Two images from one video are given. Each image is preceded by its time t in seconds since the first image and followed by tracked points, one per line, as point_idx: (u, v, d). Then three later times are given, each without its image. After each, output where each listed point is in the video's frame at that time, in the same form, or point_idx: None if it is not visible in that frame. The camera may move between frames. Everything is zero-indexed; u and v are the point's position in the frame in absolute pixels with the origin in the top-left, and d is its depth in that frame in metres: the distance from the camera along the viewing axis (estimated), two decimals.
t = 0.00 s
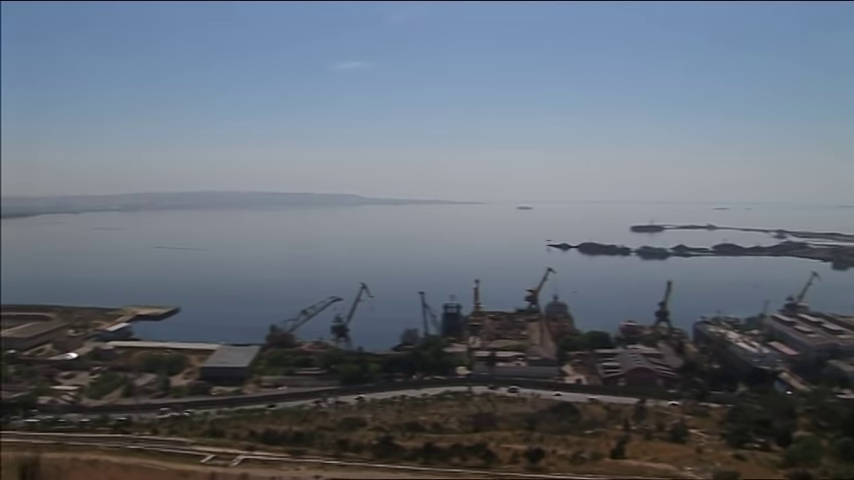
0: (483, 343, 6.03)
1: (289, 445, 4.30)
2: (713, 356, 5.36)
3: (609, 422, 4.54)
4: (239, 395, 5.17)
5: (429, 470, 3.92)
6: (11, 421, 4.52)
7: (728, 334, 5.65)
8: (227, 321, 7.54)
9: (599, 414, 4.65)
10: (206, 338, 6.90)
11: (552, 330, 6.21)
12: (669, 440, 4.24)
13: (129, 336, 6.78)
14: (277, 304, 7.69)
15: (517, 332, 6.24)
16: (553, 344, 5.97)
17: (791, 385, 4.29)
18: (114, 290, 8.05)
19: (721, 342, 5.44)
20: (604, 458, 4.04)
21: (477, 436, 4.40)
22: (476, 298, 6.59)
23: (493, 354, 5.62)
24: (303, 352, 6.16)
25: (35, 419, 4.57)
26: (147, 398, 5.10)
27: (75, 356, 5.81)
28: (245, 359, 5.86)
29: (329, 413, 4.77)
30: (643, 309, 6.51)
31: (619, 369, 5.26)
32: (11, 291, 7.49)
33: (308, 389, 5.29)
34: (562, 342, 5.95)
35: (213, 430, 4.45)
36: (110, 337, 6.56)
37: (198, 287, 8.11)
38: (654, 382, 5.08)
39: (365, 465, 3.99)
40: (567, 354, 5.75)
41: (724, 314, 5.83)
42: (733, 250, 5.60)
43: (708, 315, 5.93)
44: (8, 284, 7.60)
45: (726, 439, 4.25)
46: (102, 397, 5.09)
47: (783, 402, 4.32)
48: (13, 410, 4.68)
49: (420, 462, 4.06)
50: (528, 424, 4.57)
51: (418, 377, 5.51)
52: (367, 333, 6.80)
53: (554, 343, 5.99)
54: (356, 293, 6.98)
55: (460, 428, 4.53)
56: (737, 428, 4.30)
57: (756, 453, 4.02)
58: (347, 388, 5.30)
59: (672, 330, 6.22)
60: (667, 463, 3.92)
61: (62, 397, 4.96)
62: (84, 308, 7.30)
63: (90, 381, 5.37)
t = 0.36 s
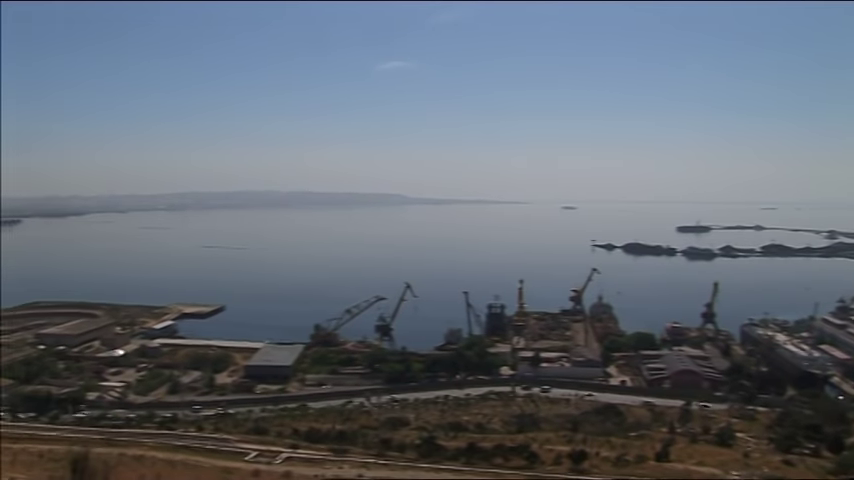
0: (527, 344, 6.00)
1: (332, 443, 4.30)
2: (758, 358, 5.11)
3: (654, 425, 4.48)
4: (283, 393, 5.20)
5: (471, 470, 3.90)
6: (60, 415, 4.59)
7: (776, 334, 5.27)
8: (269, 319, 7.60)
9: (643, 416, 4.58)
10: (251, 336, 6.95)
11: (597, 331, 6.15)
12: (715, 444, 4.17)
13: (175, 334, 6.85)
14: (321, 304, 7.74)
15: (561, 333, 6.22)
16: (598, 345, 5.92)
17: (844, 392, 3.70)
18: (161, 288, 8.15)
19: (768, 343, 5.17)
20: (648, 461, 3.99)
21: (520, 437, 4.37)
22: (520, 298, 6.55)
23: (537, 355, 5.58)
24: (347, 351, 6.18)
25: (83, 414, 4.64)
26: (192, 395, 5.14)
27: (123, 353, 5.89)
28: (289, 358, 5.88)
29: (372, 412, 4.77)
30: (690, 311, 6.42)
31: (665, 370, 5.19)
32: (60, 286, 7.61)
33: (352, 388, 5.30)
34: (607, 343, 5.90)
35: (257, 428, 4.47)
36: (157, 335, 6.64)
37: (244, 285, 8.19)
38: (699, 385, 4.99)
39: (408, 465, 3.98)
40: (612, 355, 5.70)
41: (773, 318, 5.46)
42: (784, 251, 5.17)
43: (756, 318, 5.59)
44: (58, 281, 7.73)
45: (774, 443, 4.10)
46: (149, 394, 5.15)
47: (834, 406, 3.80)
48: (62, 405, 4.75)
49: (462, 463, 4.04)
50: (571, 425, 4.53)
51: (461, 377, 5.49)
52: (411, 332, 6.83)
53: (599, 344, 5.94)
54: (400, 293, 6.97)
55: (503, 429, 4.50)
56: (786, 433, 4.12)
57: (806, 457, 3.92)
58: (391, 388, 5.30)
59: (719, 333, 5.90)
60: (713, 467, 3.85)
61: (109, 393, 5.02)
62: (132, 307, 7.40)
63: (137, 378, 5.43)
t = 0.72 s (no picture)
0: (569, 345, 5.97)
1: (373, 442, 4.31)
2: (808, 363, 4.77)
3: (697, 428, 4.42)
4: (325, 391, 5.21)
5: (512, 471, 3.88)
6: (106, 411, 4.65)
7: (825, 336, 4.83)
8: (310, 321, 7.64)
9: (686, 419, 4.53)
10: (293, 335, 6.99)
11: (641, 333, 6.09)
12: (761, 448, 4.10)
13: (218, 332, 6.91)
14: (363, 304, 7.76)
15: (604, 334, 6.17)
16: (641, 347, 5.87)
17: None
18: (204, 286, 8.22)
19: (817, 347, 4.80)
20: (692, 465, 3.94)
21: (561, 438, 4.34)
22: (562, 298, 6.67)
23: (580, 356, 5.54)
24: (388, 350, 6.18)
25: (129, 410, 4.70)
26: (235, 393, 5.18)
27: (167, 350, 5.94)
28: (331, 357, 5.91)
29: (413, 412, 4.76)
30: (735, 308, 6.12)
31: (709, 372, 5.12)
32: (105, 285, 7.71)
33: (393, 388, 5.30)
34: (650, 344, 5.85)
35: (298, 426, 4.49)
36: (200, 332, 6.70)
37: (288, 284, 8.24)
38: (744, 388, 4.80)
39: (449, 464, 3.97)
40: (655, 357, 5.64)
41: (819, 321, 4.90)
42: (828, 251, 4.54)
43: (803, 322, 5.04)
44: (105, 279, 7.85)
45: (825, 451, 3.86)
46: (192, 391, 5.19)
47: None
48: (108, 401, 4.81)
49: (504, 463, 4.03)
50: (613, 427, 4.49)
51: (503, 377, 5.48)
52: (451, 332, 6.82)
53: (642, 346, 5.88)
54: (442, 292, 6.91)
55: (545, 430, 4.47)
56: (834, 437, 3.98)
57: None
58: (433, 388, 5.30)
59: (764, 336, 5.53)
60: (759, 471, 3.80)
61: (153, 390, 5.07)
62: (177, 305, 7.48)
63: (180, 375, 5.48)
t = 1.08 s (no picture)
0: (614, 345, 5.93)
1: (416, 441, 4.31)
2: None
3: (744, 431, 4.33)
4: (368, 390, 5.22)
5: (555, 472, 3.85)
6: (152, 407, 4.71)
7: None
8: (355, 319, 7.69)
9: (733, 422, 4.45)
10: (338, 333, 7.02)
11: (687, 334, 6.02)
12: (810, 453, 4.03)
13: (264, 330, 6.96)
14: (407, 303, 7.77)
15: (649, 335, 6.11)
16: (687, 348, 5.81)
17: None
18: (250, 284, 8.29)
19: None
20: (738, 468, 3.89)
21: (606, 440, 4.30)
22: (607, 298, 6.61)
23: (625, 356, 5.48)
24: (432, 350, 6.18)
25: (174, 406, 4.75)
26: (279, 391, 5.21)
27: (212, 348, 6.01)
28: (375, 356, 5.92)
29: (457, 412, 4.75)
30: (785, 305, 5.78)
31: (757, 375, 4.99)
32: (152, 282, 7.83)
33: (437, 388, 5.29)
34: (696, 346, 5.77)
35: (342, 424, 4.50)
36: (245, 330, 6.75)
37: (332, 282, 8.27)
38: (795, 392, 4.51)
39: (491, 465, 3.96)
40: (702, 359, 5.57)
41: None
42: None
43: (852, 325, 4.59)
44: (153, 276, 7.97)
45: None
46: (237, 388, 5.23)
47: None
48: (154, 397, 4.86)
49: (547, 464, 4.00)
50: (658, 429, 4.45)
51: (547, 377, 5.45)
52: (496, 332, 6.82)
53: (689, 347, 5.81)
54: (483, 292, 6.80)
55: (588, 431, 4.44)
56: None
57: None
58: (476, 388, 5.29)
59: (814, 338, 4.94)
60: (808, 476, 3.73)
61: (199, 387, 5.12)
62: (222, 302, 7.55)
63: (225, 372, 5.53)
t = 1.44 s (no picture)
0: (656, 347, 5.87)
1: (456, 441, 4.31)
2: None
3: (790, 435, 4.16)
4: (409, 390, 5.23)
5: (595, 474, 3.83)
6: (194, 404, 4.76)
7: None
8: (395, 318, 7.70)
9: (779, 425, 4.30)
10: (378, 333, 7.04)
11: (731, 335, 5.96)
12: None
13: (305, 329, 7.00)
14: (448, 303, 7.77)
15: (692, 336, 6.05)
16: (731, 350, 5.74)
17: None
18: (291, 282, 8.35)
19: None
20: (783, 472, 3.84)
21: (647, 442, 4.26)
22: (649, 299, 6.54)
23: (667, 357, 5.43)
24: (473, 350, 6.17)
25: (216, 404, 4.80)
26: (319, 389, 5.23)
27: (254, 346, 6.05)
28: (416, 356, 5.93)
29: (497, 412, 4.74)
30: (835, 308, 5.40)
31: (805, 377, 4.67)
32: (196, 280, 7.90)
33: (477, 388, 5.29)
34: (740, 347, 5.69)
35: (382, 423, 4.51)
36: (287, 329, 6.80)
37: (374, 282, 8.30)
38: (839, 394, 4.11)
39: (531, 465, 3.94)
40: (747, 361, 5.49)
41: None
42: None
43: None
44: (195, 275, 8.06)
45: None
46: (278, 386, 5.27)
47: None
48: (196, 395, 4.91)
49: (587, 465, 3.98)
50: (701, 432, 4.40)
51: (588, 378, 5.42)
52: (538, 332, 6.80)
53: (733, 349, 5.74)
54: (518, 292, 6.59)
55: (630, 433, 4.40)
56: None
57: None
58: (516, 388, 5.28)
59: None
60: None
61: (240, 385, 5.16)
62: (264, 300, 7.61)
63: (267, 370, 5.57)
